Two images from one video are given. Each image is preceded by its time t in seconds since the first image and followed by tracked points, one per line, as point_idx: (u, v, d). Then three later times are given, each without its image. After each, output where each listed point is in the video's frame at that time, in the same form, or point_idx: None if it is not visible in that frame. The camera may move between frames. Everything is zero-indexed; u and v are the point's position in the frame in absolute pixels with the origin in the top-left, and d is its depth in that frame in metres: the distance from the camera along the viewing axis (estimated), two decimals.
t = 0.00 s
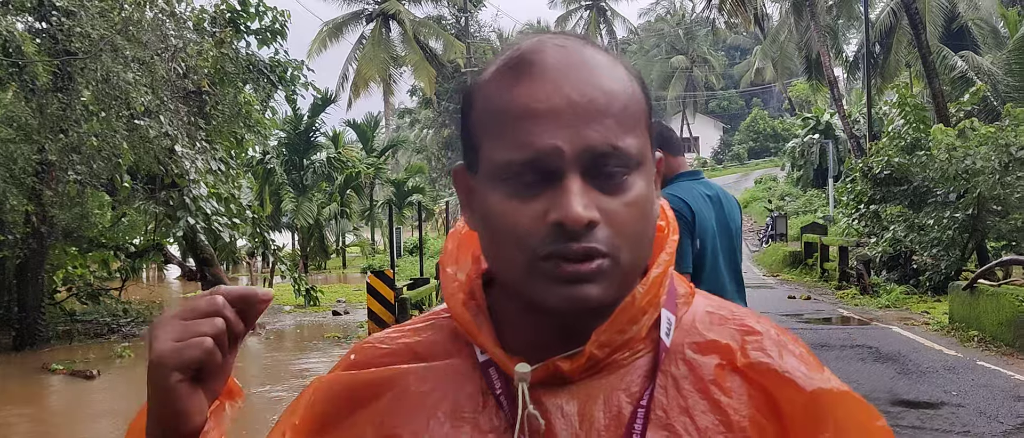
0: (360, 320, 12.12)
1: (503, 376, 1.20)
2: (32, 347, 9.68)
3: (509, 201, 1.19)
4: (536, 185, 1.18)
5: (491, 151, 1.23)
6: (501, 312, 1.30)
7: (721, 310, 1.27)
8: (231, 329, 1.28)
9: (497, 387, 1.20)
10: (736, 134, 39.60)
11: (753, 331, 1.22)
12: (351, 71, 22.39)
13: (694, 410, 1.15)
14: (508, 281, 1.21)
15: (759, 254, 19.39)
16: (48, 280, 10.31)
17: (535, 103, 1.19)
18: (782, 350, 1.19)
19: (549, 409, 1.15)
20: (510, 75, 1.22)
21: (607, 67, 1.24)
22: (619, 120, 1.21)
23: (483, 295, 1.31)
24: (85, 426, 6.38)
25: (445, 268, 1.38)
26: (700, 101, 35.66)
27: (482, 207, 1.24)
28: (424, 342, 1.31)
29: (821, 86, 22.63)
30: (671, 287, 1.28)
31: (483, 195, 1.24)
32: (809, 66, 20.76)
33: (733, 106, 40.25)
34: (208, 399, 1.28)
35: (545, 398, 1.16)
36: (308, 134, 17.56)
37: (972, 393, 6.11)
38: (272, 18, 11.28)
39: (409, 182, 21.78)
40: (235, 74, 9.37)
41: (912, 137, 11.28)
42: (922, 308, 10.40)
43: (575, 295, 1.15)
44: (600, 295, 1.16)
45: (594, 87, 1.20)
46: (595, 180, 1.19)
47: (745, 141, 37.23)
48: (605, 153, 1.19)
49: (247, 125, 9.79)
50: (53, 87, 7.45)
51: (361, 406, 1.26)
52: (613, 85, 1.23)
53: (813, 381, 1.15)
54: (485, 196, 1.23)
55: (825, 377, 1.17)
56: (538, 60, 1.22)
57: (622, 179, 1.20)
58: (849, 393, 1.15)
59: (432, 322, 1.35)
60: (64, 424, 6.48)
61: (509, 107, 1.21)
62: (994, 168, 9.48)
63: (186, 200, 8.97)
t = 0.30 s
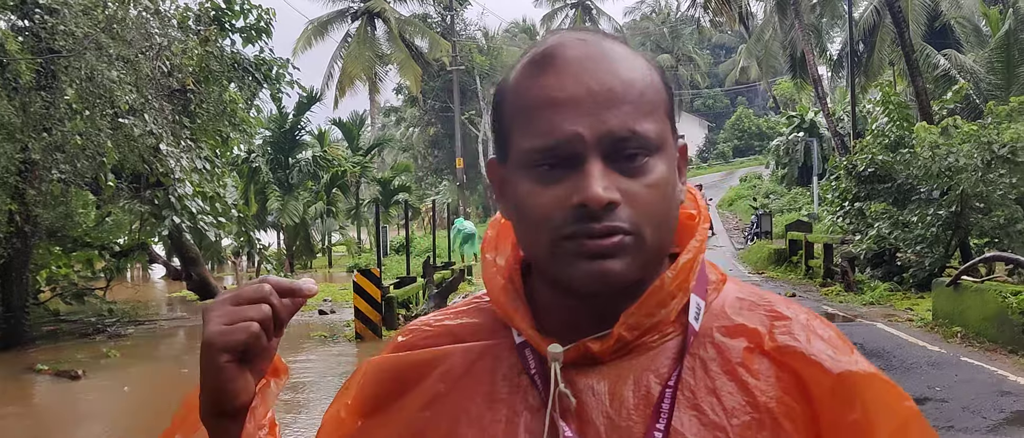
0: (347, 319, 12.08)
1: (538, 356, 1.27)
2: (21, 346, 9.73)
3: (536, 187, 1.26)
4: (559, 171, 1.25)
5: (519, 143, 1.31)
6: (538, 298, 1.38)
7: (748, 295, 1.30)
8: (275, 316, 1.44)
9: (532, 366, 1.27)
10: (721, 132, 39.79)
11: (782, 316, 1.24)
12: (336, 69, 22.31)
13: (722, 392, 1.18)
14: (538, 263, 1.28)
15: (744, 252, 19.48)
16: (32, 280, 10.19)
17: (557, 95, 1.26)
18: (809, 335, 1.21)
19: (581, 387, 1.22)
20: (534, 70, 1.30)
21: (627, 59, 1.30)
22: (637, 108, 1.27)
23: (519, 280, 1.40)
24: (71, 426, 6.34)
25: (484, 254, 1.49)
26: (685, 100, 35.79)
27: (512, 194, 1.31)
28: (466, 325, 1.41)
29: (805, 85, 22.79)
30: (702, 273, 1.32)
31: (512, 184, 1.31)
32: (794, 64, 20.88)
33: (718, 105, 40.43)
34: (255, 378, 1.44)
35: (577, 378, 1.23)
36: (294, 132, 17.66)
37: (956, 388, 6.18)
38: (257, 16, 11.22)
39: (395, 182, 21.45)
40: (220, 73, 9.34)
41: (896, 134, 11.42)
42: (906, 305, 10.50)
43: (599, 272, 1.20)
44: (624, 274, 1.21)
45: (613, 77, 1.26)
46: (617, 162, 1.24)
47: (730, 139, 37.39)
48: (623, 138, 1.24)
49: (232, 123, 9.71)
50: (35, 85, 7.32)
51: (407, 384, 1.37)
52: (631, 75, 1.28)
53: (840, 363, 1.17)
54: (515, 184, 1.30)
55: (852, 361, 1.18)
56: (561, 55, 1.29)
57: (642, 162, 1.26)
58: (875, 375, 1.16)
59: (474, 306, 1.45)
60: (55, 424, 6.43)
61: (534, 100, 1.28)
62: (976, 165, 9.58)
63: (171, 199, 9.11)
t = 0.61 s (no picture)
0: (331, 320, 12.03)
1: (583, 345, 1.34)
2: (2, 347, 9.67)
3: (579, 183, 1.29)
4: (602, 166, 1.28)
5: (561, 141, 1.34)
6: (581, 287, 1.42)
7: (786, 284, 1.34)
8: (337, 306, 1.50)
9: (578, 354, 1.34)
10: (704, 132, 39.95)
11: (815, 304, 1.29)
12: (319, 69, 22.18)
13: (756, 377, 1.24)
14: (580, 257, 1.32)
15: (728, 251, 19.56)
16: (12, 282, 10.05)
17: (599, 96, 1.29)
18: (840, 322, 1.25)
19: (623, 373, 1.29)
20: (578, 72, 1.33)
21: (667, 59, 1.32)
22: (676, 106, 1.29)
23: (564, 270, 1.45)
24: (53, 429, 6.26)
25: (530, 244, 1.53)
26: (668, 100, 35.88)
27: (555, 190, 1.35)
28: (513, 311, 1.51)
29: (787, 85, 22.95)
30: (738, 264, 1.37)
31: (555, 180, 1.35)
32: (776, 64, 21.00)
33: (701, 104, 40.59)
34: (318, 365, 1.52)
35: (619, 363, 1.30)
36: (276, 132, 17.47)
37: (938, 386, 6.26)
38: (239, 15, 11.13)
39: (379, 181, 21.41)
40: (202, 73, 9.27)
41: (877, 133, 11.58)
42: (887, 303, 10.61)
43: (640, 267, 1.25)
44: (664, 268, 1.26)
45: (652, 78, 1.29)
46: (656, 159, 1.27)
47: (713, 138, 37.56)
48: (662, 135, 1.27)
49: (214, 124, 9.64)
50: (15, 85, 7.18)
51: (459, 368, 1.47)
52: (670, 74, 1.30)
53: (869, 349, 1.21)
54: (557, 180, 1.34)
55: (881, 347, 1.23)
56: (602, 58, 1.32)
57: (681, 159, 1.28)
58: (902, 361, 1.20)
59: (521, 294, 1.55)
60: (36, 427, 6.34)
61: (577, 100, 1.31)
62: (956, 164, 9.69)
63: (154, 200, 8.91)
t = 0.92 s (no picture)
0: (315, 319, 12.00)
1: (594, 333, 1.36)
2: None
3: (592, 189, 1.30)
4: (612, 175, 1.28)
5: (573, 146, 1.34)
6: (595, 278, 1.43)
7: (795, 275, 1.32)
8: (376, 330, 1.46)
9: (589, 342, 1.36)
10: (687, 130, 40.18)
11: (822, 297, 1.28)
12: (302, 67, 22.08)
13: (758, 366, 1.23)
14: (593, 254, 1.34)
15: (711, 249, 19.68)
16: None
17: (609, 107, 1.28)
18: (845, 315, 1.25)
19: (630, 361, 1.30)
20: (587, 82, 1.31)
21: (676, 65, 1.30)
22: (684, 116, 1.28)
23: (580, 263, 1.45)
24: (34, 431, 6.20)
25: (552, 236, 1.54)
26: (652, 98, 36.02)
27: (567, 192, 1.36)
28: (536, 300, 1.50)
29: (769, 84, 23.16)
30: (749, 255, 1.35)
31: (568, 182, 1.36)
32: (758, 64, 21.15)
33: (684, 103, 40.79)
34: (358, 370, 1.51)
35: (627, 352, 1.32)
36: (259, 131, 17.40)
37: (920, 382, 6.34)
38: (221, 14, 11.07)
39: (363, 180, 21.37)
40: (185, 71, 9.22)
41: (858, 132, 11.69)
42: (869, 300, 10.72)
43: (649, 268, 1.26)
44: (673, 268, 1.27)
45: (659, 88, 1.27)
46: (663, 169, 1.27)
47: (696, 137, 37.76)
48: (669, 146, 1.26)
49: (197, 122, 9.60)
50: None
51: (487, 350, 1.48)
52: (678, 84, 1.28)
53: (871, 343, 1.22)
54: (570, 183, 1.35)
55: (886, 343, 1.23)
56: (610, 66, 1.30)
57: (689, 167, 1.28)
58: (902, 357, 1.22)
59: (545, 282, 1.55)
60: (16, 428, 6.28)
61: (587, 110, 1.31)
62: (937, 163, 9.79)
63: (136, 200, 8.84)
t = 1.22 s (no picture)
0: (301, 316, 11.95)
1: (571, 320, 1.35)
2: None
3: (573, 177, 1.32)
4: (591, 163, 1.30)
5: (556, 135, 1.35)
6: (577, 266, 1.42)
7: (772, 268, 1.31)
8: None
9: (567, 328, 1.35)
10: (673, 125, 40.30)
11: (795, 288, 1.26)
12: (287, 63, 21.96)
13: (727, 358, 1.23)
14: (574, 241, 1.35)
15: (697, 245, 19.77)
16: None
17: (591, 96, 1.30)
18: (818, 307, 1.24)
19: (603, 349, 1.30)
20: (572, 70, 1.33)
21: (658, 56, 1.31)
22: (662, 106, 1.29)
23: (562, 250, 1.44)
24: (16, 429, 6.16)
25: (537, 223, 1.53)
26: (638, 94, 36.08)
27: (550, 180, 1.37)
28: (519, 283, 1.48)
29: (754, 81, 23.29)
30: (726, 246, 1.34)
31: (550, 170, 1.37)
32: (743, 61, 21.24)
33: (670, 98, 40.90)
34: None
35: (601, 341, 1.32)
36: (243, 128, 17.36)
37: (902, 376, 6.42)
38: (205, 9, 10.98)
39: (348, 177, 21.31)
40: (169, 67, 9.17)
41: (842, 129, 11.77)
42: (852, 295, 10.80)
43: (625, 256, 1.28)
44: (647, 255, 1.28)
45: (639, 79, 1.28)
46: (639, 159, 1.28)
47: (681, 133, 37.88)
48: (647, 134, 1.28)
49: (182, 119, 9.55)
50: None
51: (473, 336, 1.44)
52: (658, 75, 1.29)
53: (840, 335, 1.20)
54: (552, 171, 1.36)
55: (855, 334, 1.21)
56: (593, 56, 1.31)
57: (665, 157, 1.29)
58: (874, 350, 1.19)
59: (527, 268, 1.53)
60: None
61: (571, 99, 1.32)
62: (919, 159, 9.90)
63: (120, 196, 8.68)
